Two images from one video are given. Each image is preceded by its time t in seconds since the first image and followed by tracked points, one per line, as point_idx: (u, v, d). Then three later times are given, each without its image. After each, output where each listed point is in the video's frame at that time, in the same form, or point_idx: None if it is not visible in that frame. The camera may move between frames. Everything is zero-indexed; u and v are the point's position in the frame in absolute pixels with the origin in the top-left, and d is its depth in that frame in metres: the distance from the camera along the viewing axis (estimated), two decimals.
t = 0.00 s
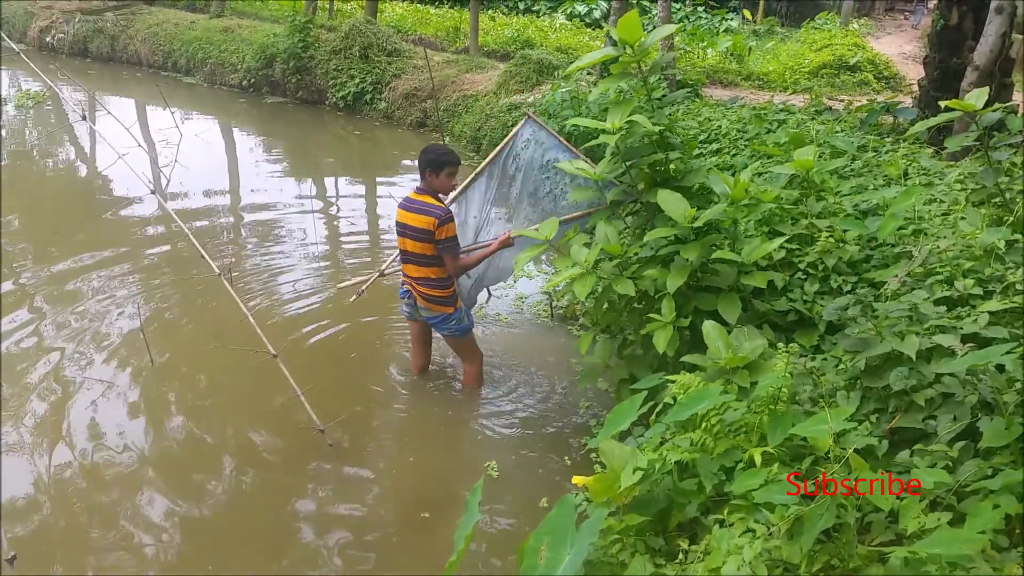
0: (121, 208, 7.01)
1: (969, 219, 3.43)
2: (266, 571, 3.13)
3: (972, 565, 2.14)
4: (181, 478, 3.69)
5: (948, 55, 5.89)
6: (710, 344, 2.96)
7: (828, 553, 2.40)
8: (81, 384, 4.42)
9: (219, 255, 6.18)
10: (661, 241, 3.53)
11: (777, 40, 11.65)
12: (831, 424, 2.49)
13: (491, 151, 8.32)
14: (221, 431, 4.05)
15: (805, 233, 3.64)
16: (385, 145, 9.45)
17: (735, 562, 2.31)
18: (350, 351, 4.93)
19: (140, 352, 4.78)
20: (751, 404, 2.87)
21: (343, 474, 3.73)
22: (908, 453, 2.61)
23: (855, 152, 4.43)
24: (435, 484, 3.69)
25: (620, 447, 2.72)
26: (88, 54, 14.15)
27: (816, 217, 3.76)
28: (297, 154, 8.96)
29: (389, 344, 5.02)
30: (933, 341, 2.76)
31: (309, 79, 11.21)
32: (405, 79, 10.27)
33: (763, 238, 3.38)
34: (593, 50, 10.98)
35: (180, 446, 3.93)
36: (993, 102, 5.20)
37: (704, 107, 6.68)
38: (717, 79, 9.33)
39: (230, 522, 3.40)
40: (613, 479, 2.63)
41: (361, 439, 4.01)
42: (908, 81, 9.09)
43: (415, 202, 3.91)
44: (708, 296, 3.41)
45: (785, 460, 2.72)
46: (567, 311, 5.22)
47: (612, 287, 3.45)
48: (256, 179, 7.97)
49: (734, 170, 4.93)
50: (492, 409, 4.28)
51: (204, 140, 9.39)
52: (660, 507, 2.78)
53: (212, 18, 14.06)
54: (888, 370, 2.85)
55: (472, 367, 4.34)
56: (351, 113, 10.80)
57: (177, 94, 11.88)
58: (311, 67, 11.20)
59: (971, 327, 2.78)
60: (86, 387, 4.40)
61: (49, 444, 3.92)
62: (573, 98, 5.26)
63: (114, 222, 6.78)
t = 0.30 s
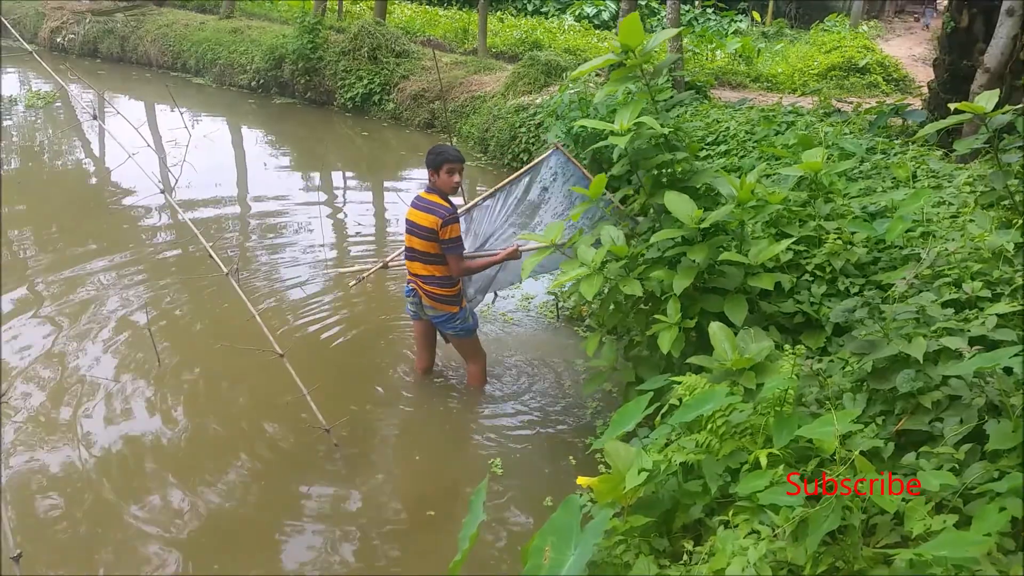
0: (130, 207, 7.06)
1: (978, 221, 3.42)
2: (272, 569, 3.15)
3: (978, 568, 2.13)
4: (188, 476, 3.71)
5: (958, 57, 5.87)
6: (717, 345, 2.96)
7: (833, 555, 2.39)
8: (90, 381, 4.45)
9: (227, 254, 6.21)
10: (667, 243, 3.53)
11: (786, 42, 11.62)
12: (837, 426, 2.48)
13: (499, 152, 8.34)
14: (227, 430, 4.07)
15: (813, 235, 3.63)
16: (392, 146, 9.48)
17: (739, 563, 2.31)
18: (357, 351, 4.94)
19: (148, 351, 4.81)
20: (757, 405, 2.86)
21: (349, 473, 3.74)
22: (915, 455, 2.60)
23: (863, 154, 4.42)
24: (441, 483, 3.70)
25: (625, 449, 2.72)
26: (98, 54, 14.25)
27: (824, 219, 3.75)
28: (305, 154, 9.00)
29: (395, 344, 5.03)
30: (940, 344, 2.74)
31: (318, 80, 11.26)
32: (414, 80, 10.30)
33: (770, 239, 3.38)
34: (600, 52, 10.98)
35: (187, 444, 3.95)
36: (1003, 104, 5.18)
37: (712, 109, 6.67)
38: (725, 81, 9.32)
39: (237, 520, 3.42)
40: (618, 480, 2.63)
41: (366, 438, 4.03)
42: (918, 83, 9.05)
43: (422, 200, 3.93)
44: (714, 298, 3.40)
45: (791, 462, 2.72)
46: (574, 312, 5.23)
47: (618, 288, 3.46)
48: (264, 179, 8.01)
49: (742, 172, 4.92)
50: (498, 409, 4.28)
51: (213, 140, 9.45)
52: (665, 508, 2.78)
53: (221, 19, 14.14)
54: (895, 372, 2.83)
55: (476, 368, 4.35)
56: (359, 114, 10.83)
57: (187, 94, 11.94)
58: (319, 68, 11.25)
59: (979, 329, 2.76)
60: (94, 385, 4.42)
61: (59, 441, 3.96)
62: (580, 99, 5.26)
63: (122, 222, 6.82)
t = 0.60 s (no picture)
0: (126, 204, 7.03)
1: (973, 215, 3.43)
2: (268, 566, 3.14)
3: (975, 561, 2.14)
4: (185, 472, 3.70)
5: (954, 52, 5.88)
6: (714, 340, 2.95)
7: (830, 549, 2.41)
8: (85, 378, 4.44)
9: (223, 251, 6.19)
10: (664, 238, 3.53)
11: (782, 37, 11.62)
12: (833, 420, 2.49)
13: (495, 148, 8.33)
14: (224, 426, 4.06)
15: (810, 230, 3.64)
16: (388, 141, 9.46)
17: (737, 557, 2.32)
18: (353, 347, 4.93)
19: (144, 348, 4.80)
20: (753, 400, 2.86)
21: (346, 470, 3.73)
22: (911, 449, 2.60)
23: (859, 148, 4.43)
24: (438, 479, 3.70)
25: (623, 443, 2.72)
26: (93, 50, 14.18)
27: (821, 214, 3.76)
28: (301, 150, 8.97)
29: (392, 339, 5.03)
30: (937, 338, 2.75)
31: (313, 75, 11.22)
32: (409, 76, 10.28)
33: (767, 234, 3.38)
34: (597, 47, 10.96)
35: (184, 440, 3.94)
36: (999, 98, 5.18)
37: (708, 104, 6.67)
38: (721, 76, 9.31)
39: (234, 517, 3.41)
40: (616, 475, 2.63)
41: (363, 434, 4.02)
42: (914, 78, 9.06)
43: (423, 197, 3.91)
44: (711, 293, 3.40)
45: (788, 456, 2.72)
46: (571, 307, 5.23)
47: (615, 283, 3.46)
48: (260, 176, 7.98)
49: (738, 167, 4.92)
50: (495, 405, 4.28)
51: (208, 136, 9.41)
52: (662, 503, 2.79)
53: (216, 15, 14.08)
54: (891, 367, 2.83)
55: (473, 364, 4.32)
56: (355, 110, 10.80)
57: (182, 90, 11.89)
58: (315, 63, 11.21)
59: (975, 323, 2.77)
60: (90, 382, 4.41)
61: (55, 438, 3.95)
62: (577, 94, 5.24)
63: (118, 218, 6.80)
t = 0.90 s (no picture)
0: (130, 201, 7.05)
1: (977, 212, 3.41)
2: (271, 563, 3.15)
3: (979, 558, 2.14)
4: (189, 468, 3.72)
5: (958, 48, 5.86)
6: (717, 338, 2.95)
7: (834, 546, 2.40)
8: (91, 375, 4.45)
9: (226, 248, 6.20)
10: (668, 235, 3.53)
11: (786, 34, 11.60)
12: (837, 417, 2.48)
13: (498, 145, 8.33)
14: (228, 423, 4.08)
15: (813, 227, 3.63)
16: (391, 139, 9.46)
17: (740, 553, 2.32)
18: (357, 344, 4.94)
19: (149, 345, 4.81)
20: (757, 397, 2.86)
21: (350, 467, 3.74)
22: (915, 446, 2.60)
23: (863, 145, 4.42)
24: (441, 475, 3.71)
25: (626, 440, 2.72)
26: (97, 48, 14.21)
27: (824, 211, 3.75)
28: (304, 148, 8.98)
29: (395, 337, 5.04)
30: (940, 335, 2.74)
31: (317, 73, 11.23)
32: (412, 73, 10.28)
33: (770, 231, 3.37)
34: (600, 44, 10.94)
35: (189, 437, 3.96)
36: (1003, 95, 5.17)
37: (712, 101, 6.65)
38: (725, 73, 9.30)
39: (237, 513, 3.42)
40: (619, 472, 2.63)
41: (367, 431, 4.03)
42: (918, 74, 9.04)
43: (429, 197, 3.92)
44: (714, 290, 3.40)
45: (791, 453, 2.72)
46: (573, 304, 5.23)
47: (618, 279, 3.45)
48: (264, 173, 8.00)
49: (742, 164, 4.92)
50: (499, 402, 4.29)
51: (212, 134, 9.42)
52: (665, 500, 2.79)
53: (219, 12, 14.10)
54: (895, 364, 2.83)
55: (478, 361, 4.35)
56: (358, 108, 10.81)
57: (185, 88, 11.90)
58: (318, 61, 11.22)
59: (979, 320, 2.76)
60: (95, 379, 4.42)
61: (60, 435, 3.96)
62: (580, 90, 5.23)
63: (122, 216, 6.81)
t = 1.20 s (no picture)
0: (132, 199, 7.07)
1: (981, 210, 3.41)
2: (274, 561, 3.16)
3: (982, 557, 2.14)
4: (192, 466, 3.72)
5: (961, 46, 5.84)
6: (719, 336, 2.94)
7: (837, 545, 2.40)
8: (93, 373, 4.46)
9: (229, 246, 6.21)
10: (670, 233, 3.53)
11: (788, 32, 11.58)
12: (840, 415, 2.48)
13: (500, 144, 8.33)
14: (231, 422, 4.08)
15: (816, 225, 3.62)
16: (393, 137, 9.45)
17: (743, 552, 2.32)
18: (359, 342, 4.95)
19: (152, 343, 4.82)
20: (759, 395, 2.86)
21: (352, 466, 3.75)
22: (917, 445, 2.60)
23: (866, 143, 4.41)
24: (443, 473, 3.72)
25: (628, 438, 2.71)
26: (99, 47, 14.22)
27: (827, 209, 3.75)
28: (306, 146, 8.99)
29: (397, 335, 5.04)
30: (943, 333, 2.74)
31: (319, 71, 11.23)
32: (415, 72, 10.29)
33: (773, 230, 3.37)
34: (602, 42, 10.93)
35: (191, 435, 3.97)
36: (1006, 93, 5.16)
37: (714, 99, 6.64)
38: (727, 71, 9.28)
39: (240, 511, 3.43)
40: (622, 470, 2.63)
41: (369, 429, 4.04)
42: (921, 73, 9.02)
43: (434, 197, 3.91)
44: (717, 288, 3.40)
45: (794, 452, 2.72)
46: (575, 303, 5.23)
47: (621, 278, 3.45)
48: (266, 171, 8.00)
49: (744, 162, 4.91)
50: (502, 400, 4.30)
51: (214, 132, 9.43)
52: (668, 498, 2.79)
53: (222, 11, 14.10)
54: (898, 362, 2.83)
55: (479, 357, 4.38)
56: (360, 106, 10.82)
57: (188, 86, 11.91)
58: (320, 60, 11.22)
59: (982, 319, 2.76)
60: (98, 377, 4.43)
61: (63, 432, 3.97)
62: (582, 88, 5.22)
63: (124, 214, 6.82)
